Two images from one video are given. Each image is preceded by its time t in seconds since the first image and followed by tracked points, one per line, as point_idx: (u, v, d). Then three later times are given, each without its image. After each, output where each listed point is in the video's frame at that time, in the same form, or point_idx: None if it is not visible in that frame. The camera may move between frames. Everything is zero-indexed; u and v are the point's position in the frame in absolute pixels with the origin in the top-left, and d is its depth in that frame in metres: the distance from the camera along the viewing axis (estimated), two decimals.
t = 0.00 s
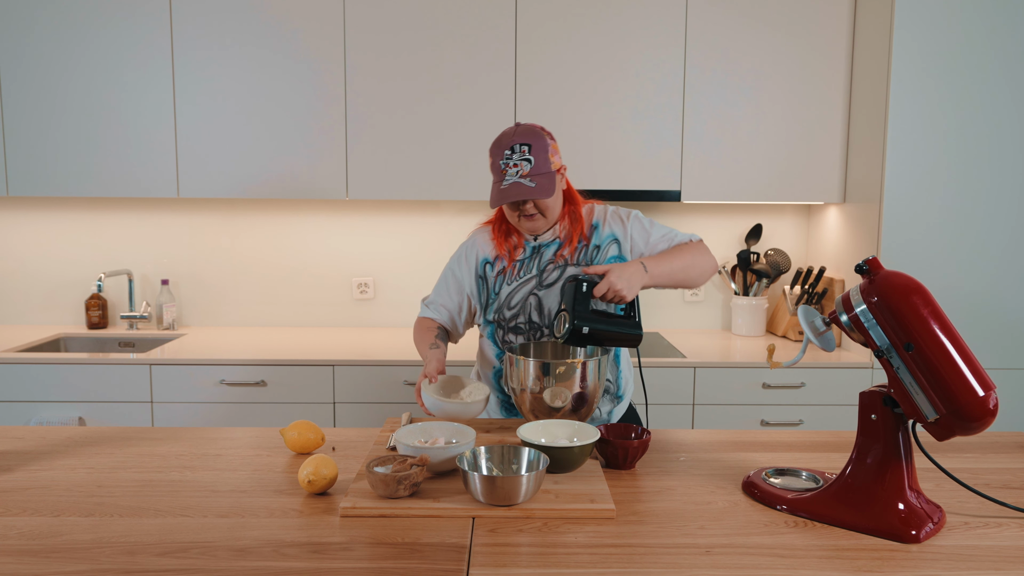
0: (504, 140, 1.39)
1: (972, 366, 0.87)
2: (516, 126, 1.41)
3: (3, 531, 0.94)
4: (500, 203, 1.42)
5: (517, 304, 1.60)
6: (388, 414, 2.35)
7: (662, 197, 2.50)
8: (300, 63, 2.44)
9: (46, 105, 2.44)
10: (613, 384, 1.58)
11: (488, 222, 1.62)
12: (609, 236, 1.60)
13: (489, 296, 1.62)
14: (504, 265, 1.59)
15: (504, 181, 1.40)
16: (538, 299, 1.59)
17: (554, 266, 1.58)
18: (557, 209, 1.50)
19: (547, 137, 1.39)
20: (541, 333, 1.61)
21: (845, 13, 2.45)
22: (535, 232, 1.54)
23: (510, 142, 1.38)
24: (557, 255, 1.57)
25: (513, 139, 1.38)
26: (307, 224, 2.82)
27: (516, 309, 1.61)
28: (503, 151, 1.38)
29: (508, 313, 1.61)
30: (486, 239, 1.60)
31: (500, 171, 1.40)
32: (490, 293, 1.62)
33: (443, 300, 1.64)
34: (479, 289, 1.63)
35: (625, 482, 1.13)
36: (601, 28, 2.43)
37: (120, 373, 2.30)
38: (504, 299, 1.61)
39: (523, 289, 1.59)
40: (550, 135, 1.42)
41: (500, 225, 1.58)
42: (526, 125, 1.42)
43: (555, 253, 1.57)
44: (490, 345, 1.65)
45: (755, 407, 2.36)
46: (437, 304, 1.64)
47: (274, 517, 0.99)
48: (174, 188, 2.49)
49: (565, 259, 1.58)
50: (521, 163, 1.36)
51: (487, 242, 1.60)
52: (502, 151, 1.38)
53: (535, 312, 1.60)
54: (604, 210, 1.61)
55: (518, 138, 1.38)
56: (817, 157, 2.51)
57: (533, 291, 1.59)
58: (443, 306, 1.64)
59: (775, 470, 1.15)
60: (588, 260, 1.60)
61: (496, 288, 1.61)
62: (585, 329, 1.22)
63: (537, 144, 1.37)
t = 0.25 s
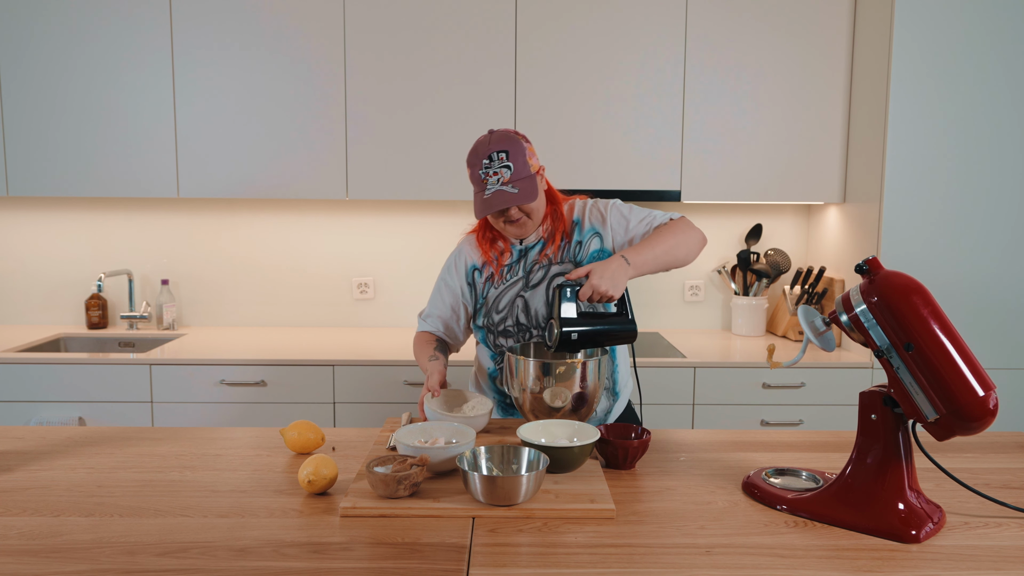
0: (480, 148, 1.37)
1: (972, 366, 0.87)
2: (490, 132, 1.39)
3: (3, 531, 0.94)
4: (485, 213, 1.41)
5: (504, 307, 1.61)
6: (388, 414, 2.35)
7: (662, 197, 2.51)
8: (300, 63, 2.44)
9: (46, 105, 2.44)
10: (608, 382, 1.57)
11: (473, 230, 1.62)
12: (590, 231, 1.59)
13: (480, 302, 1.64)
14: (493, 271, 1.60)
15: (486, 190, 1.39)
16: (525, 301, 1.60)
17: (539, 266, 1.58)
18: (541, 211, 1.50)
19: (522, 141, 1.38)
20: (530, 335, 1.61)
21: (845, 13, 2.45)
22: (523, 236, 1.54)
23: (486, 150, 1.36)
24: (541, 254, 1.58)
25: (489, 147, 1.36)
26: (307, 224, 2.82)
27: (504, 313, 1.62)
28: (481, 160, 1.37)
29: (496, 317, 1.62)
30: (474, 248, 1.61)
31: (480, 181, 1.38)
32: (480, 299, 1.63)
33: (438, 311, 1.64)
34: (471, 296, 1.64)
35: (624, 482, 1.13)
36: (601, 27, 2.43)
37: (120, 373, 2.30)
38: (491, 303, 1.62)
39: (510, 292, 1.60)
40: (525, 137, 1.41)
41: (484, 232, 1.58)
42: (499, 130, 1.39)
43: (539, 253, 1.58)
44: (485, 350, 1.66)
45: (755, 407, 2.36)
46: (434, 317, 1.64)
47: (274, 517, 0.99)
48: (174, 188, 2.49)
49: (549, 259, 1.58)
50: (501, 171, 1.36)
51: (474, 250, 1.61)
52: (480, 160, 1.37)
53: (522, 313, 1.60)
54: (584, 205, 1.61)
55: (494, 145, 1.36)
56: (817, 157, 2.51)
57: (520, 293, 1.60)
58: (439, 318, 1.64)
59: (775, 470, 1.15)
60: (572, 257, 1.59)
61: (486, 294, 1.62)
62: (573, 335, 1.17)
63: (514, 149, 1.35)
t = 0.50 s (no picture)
0: (470, 153, 1.38)
1: (972, 366, 0.87)
2: (479, 136, 1.40)
3: (3, 531, 0.94)
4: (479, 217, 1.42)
5: (500, 309, 1.61)
6: (388, 414, 2.35)
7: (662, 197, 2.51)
8: (300, 63, 2.44)
9: (46, 105, 2.44)
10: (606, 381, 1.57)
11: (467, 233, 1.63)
12: (584, 231, 1.59)
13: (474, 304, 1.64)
14: (487, 273, 1.60)
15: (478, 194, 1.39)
16: (520, 303, 1.60)
17: (533, 267, 1.58)
18: (534, 213, 1.50)
19: (511, 143, 1.38)
20: (527, 335, 1.61)
21: (845, 13, 2.45)
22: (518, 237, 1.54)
23: (476, 154, 1.36)
24: (536, 255, 1.58)
25: (478, 152, 1.36)
26: (307, 224, 2.82)
27: (500, 314, 1.62)
28: (471, 165, 1.37)
29: (492, 319, 1.63)
30: (468, 250, 1.61)
31: (472, 185, 1.39)
32: (474, 301, 1.64)
33: (435, 312, 1.64)
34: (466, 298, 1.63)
35: (624, 482, 1.13)
36: (601, 28, 2.43)
37: (120, 373, 2.30)
38: (487, 305, 1.62)
39: (505, 294, 1.60)
40: (514, 139, 1.41)
41: (477, 235, 1.58)
42: (487, 133, 1.40)
43: (533, 254, 1.58)
44: (482, 352, 1.65)
45: (755, 407, 2.36)
46: (430, 318, 1.64)
47: (274, 517, 0.99)
48: (174, 188, 2.49)
49: (543, 260, 1.58)
50: (492, 174, 1.36)
51: (469, 252, 1.61)
52: (470, 165, 1.37)
53: (518, 315, 1.61)
54: (577, 205, 1.61)
55: (483, 149, 1.36)
56: (817, 157, 2.51)
57: (515, 294, 1.60)
58: (436, 319, 1.64)
59: (775, 470, 1.15)
60: (566, 257, 1.59)
61: (481, 296, 1.62)
62: (573, 337, 1.17)
63: (503, 151, 1.35)
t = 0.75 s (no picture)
0: (474, 149, 1.36)
1: (972, 366, 0.87)
2: (479, 132, 1.39)
3: (3, 531, 0.94)
4: (486, 214, 1.40)
5: (501, 309, 1.61)
6: (388, 414, 2.35)
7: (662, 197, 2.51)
8: (301, 63, 2.44)
9: (46, 105, 2.44)
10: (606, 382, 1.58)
11: (467, 235, 1.63)
12: (586, 232, 1.59)
13: (474, 304, 1.64)
14: (488, 273, 1.60)
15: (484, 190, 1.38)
16: (521, 303, 1.60)
17: (535, 267, 1.58)
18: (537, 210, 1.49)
19: (513, 137, 1.39)
20: (528, 336, 1.61)
21: (845, 13, 2.45)
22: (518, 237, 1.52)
23: (482, 150, 1.35)
24: (537, 255, 1.58)
25: (484, 147, 1.35)
26: (307, 224, 2.82)
27: (501, 314, 1.62)
28: (477, 162, 1.35)
29: (493, 319, 1.62)
30: (468, 251, 1.61)
31: (478, 181, 1.37)
32: (473, 301, 1.63)
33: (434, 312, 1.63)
34: (467, 298, 1.63)
35: (624, 482, 1.13)
36: (601, 28, 2.43)
37: (120, 374, 2.30)
38: (488, 306, 1.62)
39: (507, 294, 1.60)
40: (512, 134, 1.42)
41: (478, 235, 1.58)
42: (486, 129, 1.39)
43: (535, 254, 1.58)
44: (481, 352, 1.65)
45: (755, 407, 2.36)
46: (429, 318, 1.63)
47: (274, 517, 0.99)
48: (174, 188, 2.49)
49: (544, 260, 1.58)
50: (500, 168, 1.35)
51: (469, 253, 1.61)
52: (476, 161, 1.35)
53: (519, 315, 1.61)
54: (578, 205, 1.61)
55: (488, 144, 1.35)
56: (818, 157, 2.51)
57: (516, 294, 1.60)
58: (435, 319, 1.63)
59: (775, 470, 1.15)
60: (568, 258, 1.59)
61: (481, 296, 1.62)
62: (577, 335, 1.17)
63: (508, 145, 1.36)
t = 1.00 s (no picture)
0: (476, 149, 1.35)
1: (972, 366, 0.87)
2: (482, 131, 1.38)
3: (3, 531, 0.94)
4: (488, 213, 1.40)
5: (501, 309, 1.61)
6: (388, 413, 2.35)
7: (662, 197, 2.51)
8: (301, 63, 2.44)
9: (46, 105, 2.44)
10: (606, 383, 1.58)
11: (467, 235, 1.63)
12: (588, 232, 1.59)
13: (474, 304, 1.64)
14: (488, 273, 1.60)
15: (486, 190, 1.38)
16: (522, 302, 1.60)
17: (536, 268, 1.58)
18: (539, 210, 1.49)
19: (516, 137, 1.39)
20: (528, 336, 1.61)
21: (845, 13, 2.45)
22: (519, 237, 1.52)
23: (484, 149, 1.34)
24: (538, 255, 1.58)
25: (486, 147, 1.34)
26: (307, 224, 2.82)
27: (501, 314, 1.62)
28: (480, 161, 1.35)
29: (493, 318, 1.62)
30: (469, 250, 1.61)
31: (480, 181, 1.36)
32: (474, 301, 1.63)
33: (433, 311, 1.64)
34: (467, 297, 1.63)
35: (624, 482, 1.13)
36: (601, 27, 2.43)
37: (120, 374, 2.30)
38: (488, 306, 1.62)
39: (507, 294, 1.60)
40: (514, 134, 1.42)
41: (478, 235, 1.58)
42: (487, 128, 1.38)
43: (536, 254, 1.58)
44: (481, 352, 1.65)
45: (755, 407, 2.36)
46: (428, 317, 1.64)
47: (274, 517, 0.99)
48: (174, 188, 2.49)
49: (546, 260, 1.58)
50: (503, 168, 1.35)
51: (470, 252, 1.61)
52: (478, 161, 1.35)
53: (519, 315, 1.61)
54: (580, 206, 1.61)
55: (491, 144, 1.35)
56: (818, 157, 2.51)
57: (517, 294, 1.60)
58: (434, 319, 1.64)
59: (775, 470, 1.15)
60: (569, 258, 1.59)
61: (482, 296, 1.62)
62: (577, 334, 1.17)
63: (512, 145, 1.35)
